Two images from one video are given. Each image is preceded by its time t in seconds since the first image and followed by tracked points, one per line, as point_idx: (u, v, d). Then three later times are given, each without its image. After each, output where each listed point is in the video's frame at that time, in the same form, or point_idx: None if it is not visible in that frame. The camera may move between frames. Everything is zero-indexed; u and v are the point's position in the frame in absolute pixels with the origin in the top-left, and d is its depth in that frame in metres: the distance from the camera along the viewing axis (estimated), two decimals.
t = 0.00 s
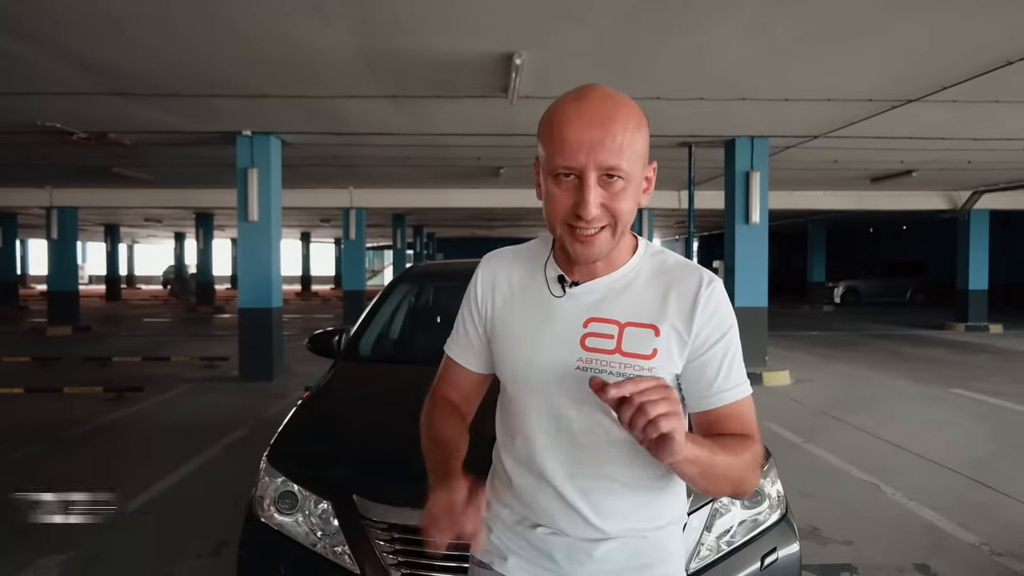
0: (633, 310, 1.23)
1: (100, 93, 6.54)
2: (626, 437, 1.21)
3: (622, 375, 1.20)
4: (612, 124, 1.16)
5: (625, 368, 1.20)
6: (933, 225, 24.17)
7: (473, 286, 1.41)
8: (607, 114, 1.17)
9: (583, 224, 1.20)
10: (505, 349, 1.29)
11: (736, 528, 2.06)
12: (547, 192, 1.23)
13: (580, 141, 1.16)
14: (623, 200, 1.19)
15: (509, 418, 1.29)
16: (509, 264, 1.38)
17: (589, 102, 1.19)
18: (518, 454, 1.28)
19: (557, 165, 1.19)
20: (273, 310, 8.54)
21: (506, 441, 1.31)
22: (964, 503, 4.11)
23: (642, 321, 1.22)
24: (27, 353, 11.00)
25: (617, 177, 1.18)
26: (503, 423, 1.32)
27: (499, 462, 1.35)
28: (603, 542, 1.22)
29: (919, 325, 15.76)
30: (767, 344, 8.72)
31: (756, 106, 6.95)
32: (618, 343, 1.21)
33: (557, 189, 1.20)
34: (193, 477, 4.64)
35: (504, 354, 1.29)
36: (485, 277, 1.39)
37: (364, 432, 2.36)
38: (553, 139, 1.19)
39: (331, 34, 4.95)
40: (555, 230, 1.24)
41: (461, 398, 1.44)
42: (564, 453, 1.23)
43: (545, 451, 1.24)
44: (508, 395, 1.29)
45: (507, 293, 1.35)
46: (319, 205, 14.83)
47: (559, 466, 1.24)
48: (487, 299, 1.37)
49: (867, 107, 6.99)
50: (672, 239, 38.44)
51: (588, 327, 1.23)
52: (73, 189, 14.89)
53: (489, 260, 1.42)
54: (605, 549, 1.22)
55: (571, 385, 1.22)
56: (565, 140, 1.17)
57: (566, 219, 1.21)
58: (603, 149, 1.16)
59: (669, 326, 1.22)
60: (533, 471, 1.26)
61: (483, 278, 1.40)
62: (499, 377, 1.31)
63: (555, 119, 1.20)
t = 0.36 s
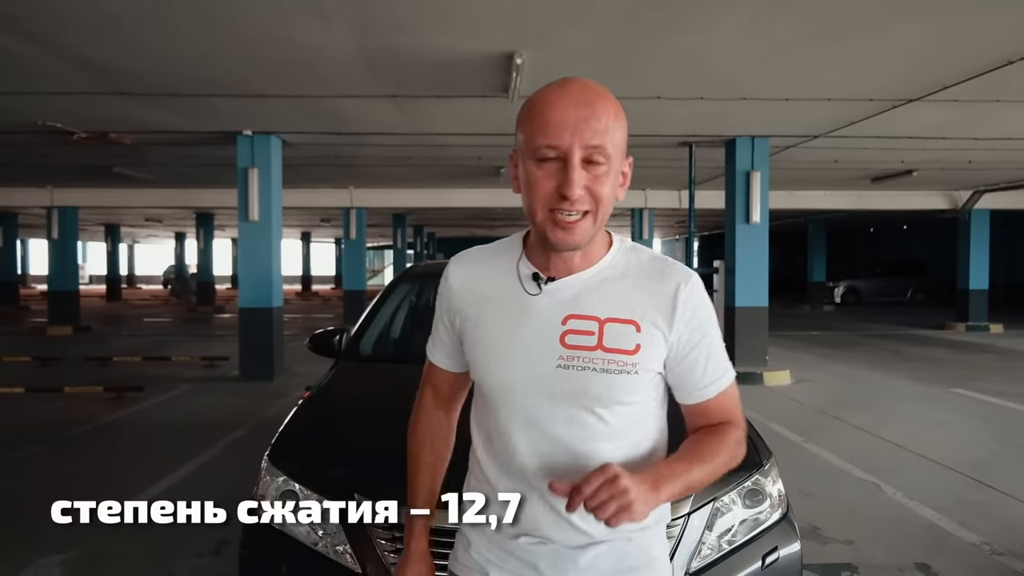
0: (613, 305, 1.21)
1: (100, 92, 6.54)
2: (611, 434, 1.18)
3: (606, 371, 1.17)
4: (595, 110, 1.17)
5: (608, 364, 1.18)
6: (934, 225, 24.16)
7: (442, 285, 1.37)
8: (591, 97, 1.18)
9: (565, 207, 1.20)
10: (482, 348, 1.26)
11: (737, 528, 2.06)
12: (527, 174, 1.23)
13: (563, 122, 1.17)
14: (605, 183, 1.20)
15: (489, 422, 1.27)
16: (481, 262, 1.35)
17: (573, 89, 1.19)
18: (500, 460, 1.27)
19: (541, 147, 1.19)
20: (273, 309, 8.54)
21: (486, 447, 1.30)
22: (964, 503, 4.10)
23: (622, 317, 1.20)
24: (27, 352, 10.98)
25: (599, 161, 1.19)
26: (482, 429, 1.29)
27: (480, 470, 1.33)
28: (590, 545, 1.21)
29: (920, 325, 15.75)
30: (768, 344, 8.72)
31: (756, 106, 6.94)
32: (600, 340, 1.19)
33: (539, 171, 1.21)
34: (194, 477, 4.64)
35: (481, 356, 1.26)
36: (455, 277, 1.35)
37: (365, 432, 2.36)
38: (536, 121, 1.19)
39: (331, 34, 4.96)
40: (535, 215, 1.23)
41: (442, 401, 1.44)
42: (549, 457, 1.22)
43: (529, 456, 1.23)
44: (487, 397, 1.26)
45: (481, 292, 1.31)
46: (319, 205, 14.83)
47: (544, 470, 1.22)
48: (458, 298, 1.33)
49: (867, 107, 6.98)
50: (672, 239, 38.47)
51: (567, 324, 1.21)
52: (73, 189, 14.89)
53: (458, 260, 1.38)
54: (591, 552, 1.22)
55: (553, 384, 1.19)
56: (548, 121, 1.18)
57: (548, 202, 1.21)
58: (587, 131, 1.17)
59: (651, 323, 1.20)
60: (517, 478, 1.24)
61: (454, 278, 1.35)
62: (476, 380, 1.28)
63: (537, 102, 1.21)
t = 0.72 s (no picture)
0: (575, 295, 1.21)
1: (100, 92, 6.53)
2: (581, 422, 1.15)
3: (573, 356, 1.16)
4: (543, 102, 1.21)
5: (576, 349, 1.17)
6: (932, 225, 24.18)
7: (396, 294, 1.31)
8: (539, 91, 1.22)
9: (520, 191, 1.20)
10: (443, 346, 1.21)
11: (737, 527, 2.06)
12: (479, 165, 1.22)
13: (512, 109, 1.20)
14: (556, 169, 1.21)
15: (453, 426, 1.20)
16: (435, 268, 1.31)
17: (519, 86, 1.23)
18: (466, 466, 1.19)
19: (492, 133, 1.20)
20: (273, 309, 8.54)
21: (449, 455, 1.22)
22: (964, 503, 4.11)
23: (584, 304, 1.20)
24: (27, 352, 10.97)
25: (550, 148, 1.21)
26: (444, 438, 1.22)
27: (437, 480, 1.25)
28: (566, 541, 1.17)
29: (919, 325, 15.76)
30: (767, 344, 8.72)
31: (756, 105, 6.94)
32: (565, 327, 1.18)
33: (491, 158, 1.21)
34: (193, 478, 4.63)
35: (442, 357, 1.21)
36: (406, 284, 1.30)
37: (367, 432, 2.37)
38: (486, 112, 1.22)
39: (331, 34, 4.96)
40: (490, 202, 1.22)
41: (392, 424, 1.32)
42: (518, 456, 1.17)
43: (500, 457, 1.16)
44: (449, 400, 1.20)
45: (438, 294, 1.26)
46: (319, 205, 14.82)
47: (515, 469, 1.17)
48: (412, 305, 1.28)
49: (867, 107, 6.99)
50: (672, 238, 38.47)
51: (531, 315, 1.19)
52: (73, 189, 14.87)
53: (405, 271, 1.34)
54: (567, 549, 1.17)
55: (521, 375, 1.16)
56: (499, 110, 1.20)
57: (501, 187, 1.20)
58: (536, 118, 1.20)
59: (613, 311, 1.21)
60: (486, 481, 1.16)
61: (407, 286, 1.30)
62: (436, 383, 1.22)
63: (487, 97, 1.23)
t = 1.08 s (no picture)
0: (552, 291, 1.23)
1: (100, 92, 6.54)
2: (566, 416, 1.18)
3: (557, 352, 1.18)
4: (504, 94, 1.24)
5: (559, 345, 1.19)
6: (934, 225, 24.15)
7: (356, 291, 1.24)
8: (501, 86, 1.25)
9: (490, 178, 1.19)
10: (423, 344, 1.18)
11: (740, 526, 2.06)
12: (446, 157, 1.22)
13: (477, 101, 1.22)
14: (524, 158, 1.22)
15: (438, 429, 1.16)
16: (400, 265, 1.27)
17: (481, 82, 1.26)
18: (456, 471, 1.16)
19: (459, 124, 1.21)
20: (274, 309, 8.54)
21: (434, 461, 1.17)
22: (966, 503, 4.10)
23: (563, 300, 1.23)
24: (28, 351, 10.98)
25: (516, 137, 1.22)
26: (426, 442, 1.17)
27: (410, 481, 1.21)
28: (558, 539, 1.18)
29: (920, 325, 15.75)
30: (768, 343, 8.72)
31: (757, 105, 6.94)
32: (547, 323, 1.20)
33: (458, 150, 1.21)
34: (194, 477, 4.63)
35: (422, 356, 1.18)
36: (372, 279, 1.24)
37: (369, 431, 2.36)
38: (451, 105, 1.23)
39: (332, 33, 4.97)
40: (462, 193, 1.21)
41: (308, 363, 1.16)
42: (506, 455, 1.15)
43: (492, 459, 1.15)
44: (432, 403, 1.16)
45: (408, 291, 1.23)
46: (320, 204, 14.83)
47: (506, 472, 1.15)
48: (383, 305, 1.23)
49: (868, 106, 6.98)
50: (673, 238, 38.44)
51: (513, 311, 1.20)
52: (73, 189, 14.87)
53: (368, 265, 1.27)
54: (556, 549, 1.18)
55: (508, 373, 1.15)
56: (463, 103, 1.22)
57: (471, 176, 1.20)
58: (500, 108, 1.22)
59: (591, 306, 1.25)
60: (479, 483, 1.14)
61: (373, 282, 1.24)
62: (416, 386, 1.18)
63: (451, 94, 1.25)
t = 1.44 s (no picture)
0: (551, 297, 1.24)
1: (101, 92, 6.54)
2: (567, 419, 1.20)
3: (562, 361, 1.20)
4: (509, 104, 1.19)
5: (563, 353, 1.20)
6: (934, 225, 24.13)
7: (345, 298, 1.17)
8: (503, 94, 1.20)
9: (496, 202, 1.17)
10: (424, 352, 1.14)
11: (741, 527, 2.07)
12: (446, 175, 1.18)
13: (481, 116, 1.17)
14: (527, 176, 1.20)
15: (444, 436, 1.14)
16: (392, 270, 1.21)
17: (481, 87, 1.19)
18: (459, 474, 1.14)
19: (463, 143, 1.17)
20: (274, 308, 8.54)
21: (434, 464, 1.15)
22: (966, 503, 4.10)
23: (562, 307, 1.24)
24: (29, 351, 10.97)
25: (519, 155, 1.20)
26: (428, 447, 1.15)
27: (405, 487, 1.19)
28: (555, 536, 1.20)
29: (921, 324, 15.74)
30: (768, 343, 8.73)
31: (757, 105, 6.95)
32: (550, 331, 1.20)
33: (461, 170, 1.17)
34: (196, 476, 4.64)
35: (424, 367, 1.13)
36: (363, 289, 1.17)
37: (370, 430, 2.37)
38: (452, 118, 1.17)
39: (333, 33, 4.97)
40: (464, 215, 1.18)
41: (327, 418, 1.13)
42: (512, 460, 1.16)
43: (497, 463, 1.15)
44: (436, 409, 1.13)
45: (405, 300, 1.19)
46: (320, 204, 14.83)
47: (509, 474, 1.15)
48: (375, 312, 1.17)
49: (868, 107, 6.98)
50: (673, 238, 38.44)
51: (517, 321, 1.19)
52: (73, 189, 14.88)
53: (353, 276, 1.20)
54: (553, 546, 1.19)
55: (515, 382, 1.15)
56: (466, 117, 1.17)
57: (475, 199, 1.17)
58: (505, 124, 1.18)
59: (586, 311, 1.27)
60: (482, 484, 1.13)
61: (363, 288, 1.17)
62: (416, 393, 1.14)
63: (449, 101, 1.19)
